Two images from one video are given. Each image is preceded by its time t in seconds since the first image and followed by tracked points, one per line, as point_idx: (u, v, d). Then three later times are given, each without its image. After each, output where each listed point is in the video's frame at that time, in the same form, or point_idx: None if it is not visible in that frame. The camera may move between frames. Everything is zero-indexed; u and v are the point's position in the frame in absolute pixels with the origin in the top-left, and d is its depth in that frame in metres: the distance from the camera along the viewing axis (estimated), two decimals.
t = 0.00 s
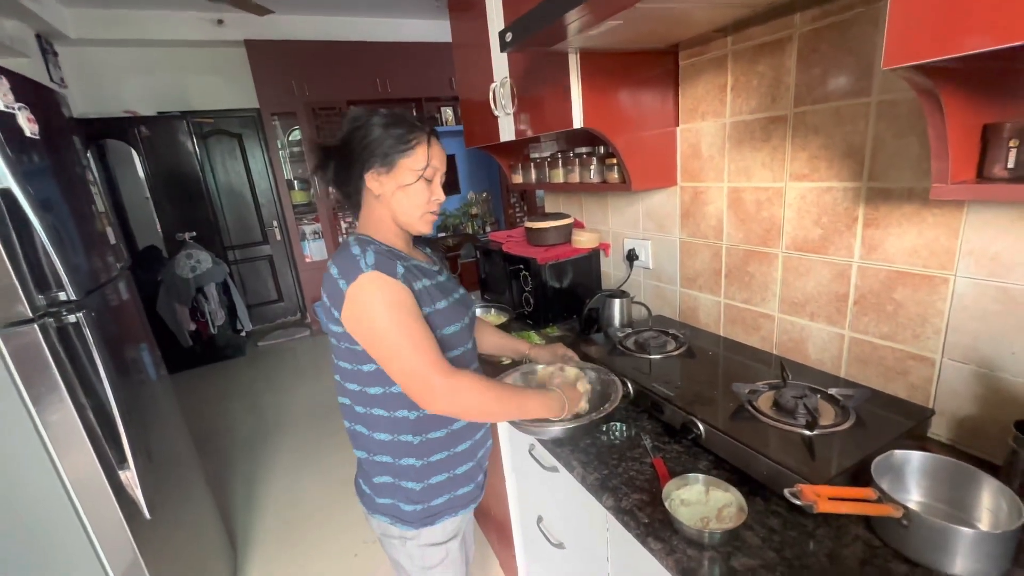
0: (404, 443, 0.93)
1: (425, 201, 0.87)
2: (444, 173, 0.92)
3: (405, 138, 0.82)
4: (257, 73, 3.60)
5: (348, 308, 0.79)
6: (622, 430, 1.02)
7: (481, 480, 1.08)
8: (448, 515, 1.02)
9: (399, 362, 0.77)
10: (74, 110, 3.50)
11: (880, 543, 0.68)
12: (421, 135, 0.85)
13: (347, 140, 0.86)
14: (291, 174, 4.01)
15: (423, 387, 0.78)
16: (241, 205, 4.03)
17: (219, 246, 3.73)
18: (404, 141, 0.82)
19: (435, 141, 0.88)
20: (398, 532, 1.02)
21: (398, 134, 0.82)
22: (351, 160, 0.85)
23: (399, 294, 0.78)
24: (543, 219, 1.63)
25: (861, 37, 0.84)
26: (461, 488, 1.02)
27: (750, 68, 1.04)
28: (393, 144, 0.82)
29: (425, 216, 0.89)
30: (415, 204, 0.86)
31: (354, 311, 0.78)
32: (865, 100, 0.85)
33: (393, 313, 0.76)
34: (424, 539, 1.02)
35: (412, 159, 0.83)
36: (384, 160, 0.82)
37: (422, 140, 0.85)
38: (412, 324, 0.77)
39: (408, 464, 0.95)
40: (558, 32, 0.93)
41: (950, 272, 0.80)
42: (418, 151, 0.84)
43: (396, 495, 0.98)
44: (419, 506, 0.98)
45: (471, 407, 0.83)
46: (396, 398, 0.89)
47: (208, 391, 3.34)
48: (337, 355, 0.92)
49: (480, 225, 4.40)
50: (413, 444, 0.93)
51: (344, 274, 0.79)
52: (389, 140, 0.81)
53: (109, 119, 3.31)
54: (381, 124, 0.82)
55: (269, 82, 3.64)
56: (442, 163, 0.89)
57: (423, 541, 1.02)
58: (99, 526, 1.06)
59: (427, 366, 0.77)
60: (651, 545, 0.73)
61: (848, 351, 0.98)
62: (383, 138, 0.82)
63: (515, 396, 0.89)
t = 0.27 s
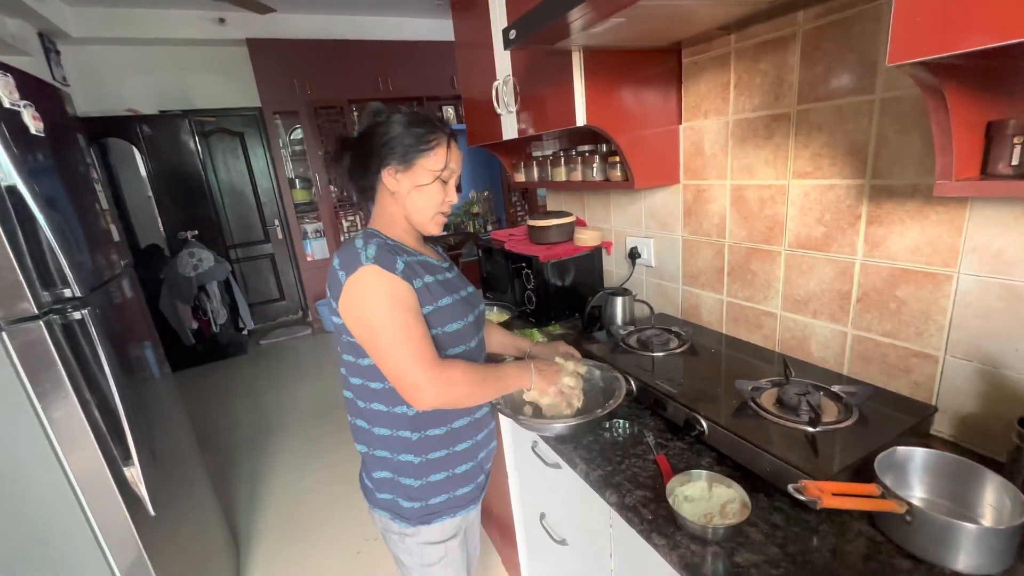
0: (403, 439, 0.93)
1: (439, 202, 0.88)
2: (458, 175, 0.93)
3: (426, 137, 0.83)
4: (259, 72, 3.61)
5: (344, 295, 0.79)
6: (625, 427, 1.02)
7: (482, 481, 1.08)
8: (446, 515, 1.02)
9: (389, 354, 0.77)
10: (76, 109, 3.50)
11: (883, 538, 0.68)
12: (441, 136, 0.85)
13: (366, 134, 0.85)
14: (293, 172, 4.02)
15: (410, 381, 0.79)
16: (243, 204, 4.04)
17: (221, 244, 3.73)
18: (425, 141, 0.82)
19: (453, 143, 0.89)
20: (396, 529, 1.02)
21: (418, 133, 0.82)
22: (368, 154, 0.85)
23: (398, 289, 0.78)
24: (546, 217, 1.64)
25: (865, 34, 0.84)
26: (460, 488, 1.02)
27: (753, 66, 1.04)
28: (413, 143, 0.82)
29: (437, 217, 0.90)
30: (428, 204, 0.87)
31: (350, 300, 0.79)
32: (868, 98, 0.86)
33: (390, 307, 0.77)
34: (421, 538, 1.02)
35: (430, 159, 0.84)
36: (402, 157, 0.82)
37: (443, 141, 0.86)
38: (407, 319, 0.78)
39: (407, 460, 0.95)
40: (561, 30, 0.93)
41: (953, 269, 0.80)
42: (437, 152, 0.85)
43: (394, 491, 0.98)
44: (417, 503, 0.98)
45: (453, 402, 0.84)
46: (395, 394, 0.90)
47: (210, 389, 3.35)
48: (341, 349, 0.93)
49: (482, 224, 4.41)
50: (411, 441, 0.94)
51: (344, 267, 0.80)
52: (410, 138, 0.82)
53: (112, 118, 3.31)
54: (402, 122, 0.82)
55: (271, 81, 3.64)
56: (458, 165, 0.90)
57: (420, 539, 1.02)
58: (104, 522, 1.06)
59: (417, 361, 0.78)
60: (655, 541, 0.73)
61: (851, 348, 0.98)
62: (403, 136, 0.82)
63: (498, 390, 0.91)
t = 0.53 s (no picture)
0: (408, 438, 0.93)
1: (451, 204, 0.89)
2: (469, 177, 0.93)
3: (442, 140, 0.83)
4: (259, 73, 3.61)
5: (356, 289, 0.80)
6: (625, 428, 1.02)
7: (484, 480, 1.08)
8: (449, 515, 1.02)
9: (400, 350, 0.77)
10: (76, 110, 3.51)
11: (882, 539, 0.69)
12: (457, 139, 0.86)
13: (382, 134, 0.85)
14: (293, 174, 4.02)
15: (419, 376, 0.78)
16: (243, 205, 4.04)
17: (221, 245, 3.73)
18: (440, 143, 0.82)
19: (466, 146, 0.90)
20: (399, 529, 1.02)
21: (434, 136, 0.83)
22: (382, 154, 0.85)
23: (410, 285, 0.78)
24: (546, 218, 1.64)
25: (863, 36, 0.84)
26: (463, 487, 1.02)
27: (752, 68, 1.05)
28: (428, 145, 0.82)
29: (447, 219, 0.90)
30: (441, 206, 0.87)
31: (361, 295, 0.79)
32: (866, 100, 0.86)
33: (402, 302, 0.77)
34: (423, 538, 1.02)
35: (444, 162, 0.84)
36: (418, 159, 0.82)
37: (458, 144, 0.86)
38: (418, 316, 0.77)
39: (411, 459, 0.95)
40: (561, 32, 0.93)
41: (952, 271, 0.80)
42: (451, 154, 0.85)
43: (397, 491, 0.98)
44: (421, 503, 0.98)
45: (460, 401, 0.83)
46: (401, 391, 0.90)
47: (210, 390, 3.35)
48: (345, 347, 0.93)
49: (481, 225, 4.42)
50: (417, 439, 0.94)
51: (356, 260, 0.80)
52: (426, 140, 0.82)
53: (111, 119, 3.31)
54: (417, 123, 0.83)
55: (271, 82, 3.65)
56: (470, 168, 0.91)
57: (424, 540, 1.02)
58: (103, 523, 1.06)
59: (426, 357, 0.77)
60: (654, 542, 0.73)
61: (850, 349, 0.98)
62: (419, 138, 0.82)
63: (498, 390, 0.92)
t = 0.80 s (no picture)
0: (402, 439, 0.93)
1: (439, 193, 0.86)
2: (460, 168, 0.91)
3: (421, 128, 0.82)
4: (257, 72, 3.60)
5: (353, 294, 0.79)
6: (623, 428, 1.02)
7: (483, 482, 1.08)
8: (447, 518, 1.01)
9: (408, 345, 0.77)
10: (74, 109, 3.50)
11: (881, 538, 0.68)
12: (438, 127, 0.84)
13: (365, 134, 0.86)
14: (291, 173, 4.01)
15: (433, 368, 0.78)
16: (242, 205, 4.03)
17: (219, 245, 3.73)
18: (419, 131, 0.81)
19: (452, 135, 0.88)
20: (394, 532, 1.02)
21: (412, 125, 0.81)
22: (367, 155, 0.85)
23: (405, 279, 0.78)
24: (544, 217, 1.64)
25: (863, 35, 0.84)
26: (460, 489, 1.01)
27: (752, 66, 1.04)
28: (407, 135, 0.81)
29: (439, 209, 0.87)
30: (429, 196, 0.85)
31: (359, 299, 0.78)
32: (866, 99, 0.86)
33: (400, 298, 0.76)
34: (419, 541, 1.01)
35: (426, 150, 0.82)
36: (399, 151, 0.81)
37: (439, 132, 0.84)
38: (420, 307, 0.77)
39: (406, 461, 0.95)
40: (559, 31, 0.93)
41: (951, 270, 0.80)
42: (433, 142, 0.83)
43: (392, 493, 0.98)
44: (416, 505, 0.98)
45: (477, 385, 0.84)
46: (395, 392, 0.89)
47: (208, 390, 3.34)
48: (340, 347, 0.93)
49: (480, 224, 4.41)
50: (411, 440, 0.94)
51: (347, 262, 0.79)
52: (406, 131, 0.81)
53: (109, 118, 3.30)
54: (396, 116, 0.82)
55: (269, 82, 3.64)
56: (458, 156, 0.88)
57: (419, 542, 1.02)
58: (101, 524, 1.06)
59: (437, 347, 0.77)
60: (653, 542, 0.73)
61: (849, 348, 0.98)
62: (398, 130, 0.82)
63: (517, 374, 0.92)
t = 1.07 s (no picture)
0: (415, 449, 0.92)
1: (436, 190, 0.83)
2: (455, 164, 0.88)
3: (414, 123, 0.79)
4: (256, 72, 3.59)
5: (348, 306, 0.76)
6: (623, 428, 1.02)
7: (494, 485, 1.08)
8: (462, 524, 1.02)
9: (404, 362, 0.74)
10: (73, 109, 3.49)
11: (882, 539, 0.68)
12: (431, 121, 0.82)
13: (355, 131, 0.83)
14: (290, 172, 4.01)
15: (430, 385, 0.76)
16: (241, 204, 4.03)
17: (219, 245, 3.72)
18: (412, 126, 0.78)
19: (446, 130, 0.85)
20: (406, 546, 1.00)
21: (404, 120, 0.79)
22: (357, 151, 0.83)
23: (402, 292, 0.74)
24: (544, 217, 1.64)
25: (863, 32, 0.84)
26: (473, 494, 1.02)
27: (751, 65, 1.04)
28: (400, 130, 0.78)
29: (435, 207, 0.85)
30: (425, 193, 0.82)
31: (354, 312, 0.75)
32: (866, 97, 0.85)
33: (396, 312, 0.73)
34: (433, 550, 1.01)
35: (420, 146, 0.80)
36: (392, 147, 0.79)
37: (433, 126, 0.82)
38: (416, 321, 0.74)
39: (420, 471, 0.94)
40: (558, 30, 0.93)
41: (952, 269, 0.80)
42: (427, 136, 0.80)
43: (404, 506, 0.96)
44: (430, 515, 0.98)
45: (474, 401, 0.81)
46: (404, 402, 0.88)
47: (209, 390, 3.34)
48: (338, 359, 0.90)
49: (479, 223, 4.40)
50: (425, 450, 0.93)
51: (345, 273, 0.76)
52: (398, 126, 0.78)
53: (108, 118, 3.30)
54: (387, 111, 0.80)
55: (268, 81, 3.63)
56: (453, 151, 0.85)
57: (434, 552, 1.01)
58: (100, 525, 1.06)
59: (434, 364, 0.75)
60: (654, 543, 0.73)
61: (850, 348, 0.98)
62: (390, 125, 0.79)
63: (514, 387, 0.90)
